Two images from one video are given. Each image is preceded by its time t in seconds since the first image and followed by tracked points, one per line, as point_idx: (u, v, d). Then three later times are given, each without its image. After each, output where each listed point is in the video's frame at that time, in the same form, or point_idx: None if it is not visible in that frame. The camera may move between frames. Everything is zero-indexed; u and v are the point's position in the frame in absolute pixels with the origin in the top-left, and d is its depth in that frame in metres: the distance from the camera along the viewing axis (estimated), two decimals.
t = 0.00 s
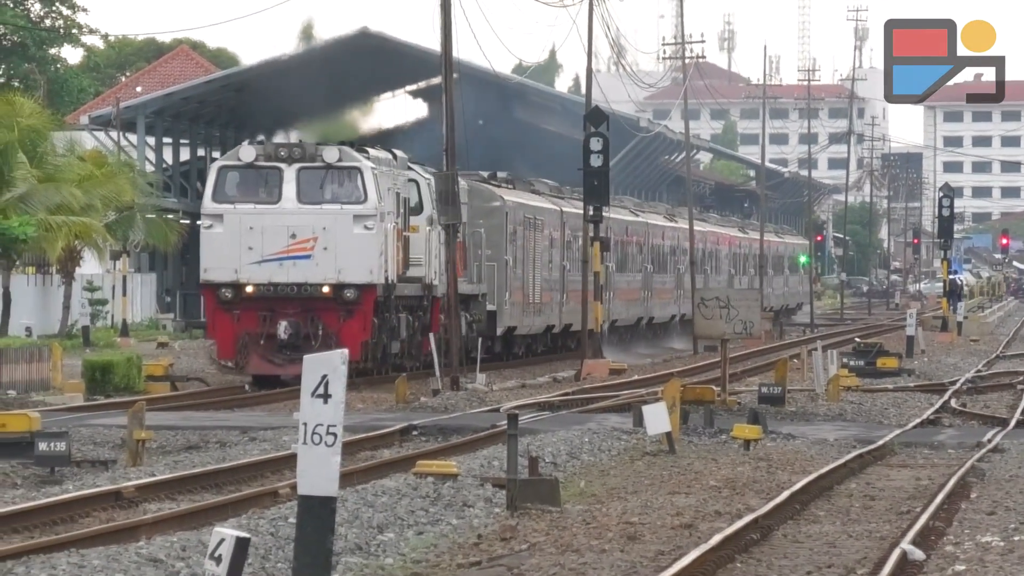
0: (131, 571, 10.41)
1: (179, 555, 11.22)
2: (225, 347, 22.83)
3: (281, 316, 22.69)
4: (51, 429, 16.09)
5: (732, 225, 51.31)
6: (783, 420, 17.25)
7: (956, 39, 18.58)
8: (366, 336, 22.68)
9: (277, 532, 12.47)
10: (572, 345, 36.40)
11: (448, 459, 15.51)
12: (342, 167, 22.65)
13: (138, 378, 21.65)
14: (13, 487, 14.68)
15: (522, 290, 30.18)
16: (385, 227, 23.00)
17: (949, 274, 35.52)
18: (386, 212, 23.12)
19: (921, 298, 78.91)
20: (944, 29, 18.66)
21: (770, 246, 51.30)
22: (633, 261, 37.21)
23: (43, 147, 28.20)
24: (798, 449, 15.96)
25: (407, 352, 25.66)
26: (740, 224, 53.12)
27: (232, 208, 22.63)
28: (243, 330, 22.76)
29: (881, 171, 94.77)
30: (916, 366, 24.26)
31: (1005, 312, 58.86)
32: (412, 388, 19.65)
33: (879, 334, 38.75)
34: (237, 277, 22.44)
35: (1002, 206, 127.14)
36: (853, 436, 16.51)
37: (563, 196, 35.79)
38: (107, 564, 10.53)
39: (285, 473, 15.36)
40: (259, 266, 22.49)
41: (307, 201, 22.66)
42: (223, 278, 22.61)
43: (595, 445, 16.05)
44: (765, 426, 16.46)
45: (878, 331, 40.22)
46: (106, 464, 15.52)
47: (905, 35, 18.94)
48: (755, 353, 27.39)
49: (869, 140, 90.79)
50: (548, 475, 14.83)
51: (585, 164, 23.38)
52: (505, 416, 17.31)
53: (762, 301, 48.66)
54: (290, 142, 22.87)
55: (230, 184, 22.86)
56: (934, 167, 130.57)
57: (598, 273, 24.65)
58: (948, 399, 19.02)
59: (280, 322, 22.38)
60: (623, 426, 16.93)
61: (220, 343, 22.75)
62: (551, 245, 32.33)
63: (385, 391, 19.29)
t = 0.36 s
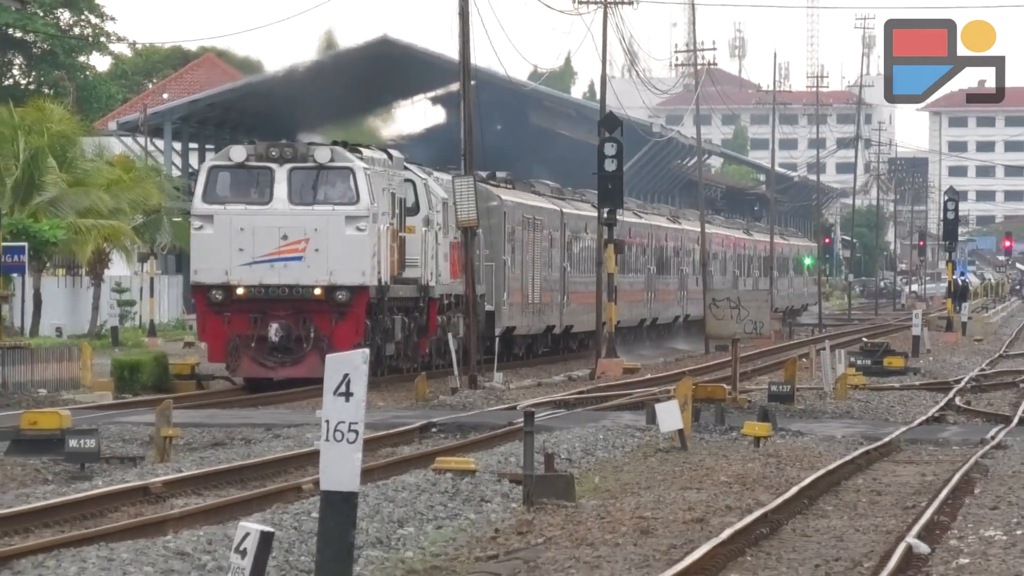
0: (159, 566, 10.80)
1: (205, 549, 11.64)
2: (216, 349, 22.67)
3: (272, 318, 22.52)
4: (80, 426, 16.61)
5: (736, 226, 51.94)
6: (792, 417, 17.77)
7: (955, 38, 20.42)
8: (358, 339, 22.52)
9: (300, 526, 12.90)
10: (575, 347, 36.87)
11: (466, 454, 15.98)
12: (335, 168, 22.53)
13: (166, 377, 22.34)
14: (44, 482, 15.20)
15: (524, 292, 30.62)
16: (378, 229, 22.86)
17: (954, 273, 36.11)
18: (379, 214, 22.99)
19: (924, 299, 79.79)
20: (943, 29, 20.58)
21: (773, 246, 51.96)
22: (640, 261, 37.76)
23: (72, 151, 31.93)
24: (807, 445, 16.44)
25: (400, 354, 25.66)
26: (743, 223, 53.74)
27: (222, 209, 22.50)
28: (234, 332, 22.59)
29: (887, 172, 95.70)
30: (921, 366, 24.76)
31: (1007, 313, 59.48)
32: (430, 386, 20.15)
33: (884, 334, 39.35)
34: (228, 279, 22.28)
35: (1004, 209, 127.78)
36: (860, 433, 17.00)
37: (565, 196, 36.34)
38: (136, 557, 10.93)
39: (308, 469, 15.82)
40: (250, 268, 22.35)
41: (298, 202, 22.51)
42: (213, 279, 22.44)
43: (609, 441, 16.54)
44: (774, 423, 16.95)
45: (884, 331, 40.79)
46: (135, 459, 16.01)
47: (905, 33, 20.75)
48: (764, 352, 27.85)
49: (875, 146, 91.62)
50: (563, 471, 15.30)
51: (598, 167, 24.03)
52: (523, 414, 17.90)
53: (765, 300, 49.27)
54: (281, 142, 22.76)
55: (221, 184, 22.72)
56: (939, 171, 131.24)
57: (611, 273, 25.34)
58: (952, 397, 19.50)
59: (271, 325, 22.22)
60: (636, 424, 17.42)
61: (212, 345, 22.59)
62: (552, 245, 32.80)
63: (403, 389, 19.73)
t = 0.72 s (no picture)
0: (192, 550, 11.29)
1: (234, 534, 12.26)
2: (212, 348, 23.08)
3: (267, 319, 22.93)
4: (114, 420, 17.37)
5: (731, 228, 53.17)
6: (790, 410, 18.75)
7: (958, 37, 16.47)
8: (352, 340, 22.98)
9: (324, 513, 13.63)
10: (571, 346, 37.89)
11: (483, 446, 16.92)
12: (329, 171, 22.90)
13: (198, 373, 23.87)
14: (82, 472, 16.18)
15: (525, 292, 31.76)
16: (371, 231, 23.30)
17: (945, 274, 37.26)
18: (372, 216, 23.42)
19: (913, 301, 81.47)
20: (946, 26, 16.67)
21: (767, 248, 53.22)
22: (639, 262, 38.87)
23: (108, 160, 37.71)
24: (804, 438, 17.37)
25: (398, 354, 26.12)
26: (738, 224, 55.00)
27: (217, 211, 22.85)
28: (229, 333, 23.00)
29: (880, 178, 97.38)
30: (912, 361, 25.78)
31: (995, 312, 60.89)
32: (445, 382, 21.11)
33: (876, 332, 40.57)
34: (224, 280, 22.67)
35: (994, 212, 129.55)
36: (854, 426, 17.97)
37: (563, 199, 37.38)
38: (170, 542, 11.46)
39: (331, 459, 16.75)
40: (245, 270, 22.74)
41: (293, 204, 22.88)
42: (209, 281, 22.80)
43: (617, 434, 17.48)
44: (773, 417, 17.90)
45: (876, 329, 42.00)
46: (168, 451, 16.94)
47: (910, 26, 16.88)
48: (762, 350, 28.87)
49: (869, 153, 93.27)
50: (574, 461, 16.23)
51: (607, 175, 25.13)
52: (534, 408, 18.92)
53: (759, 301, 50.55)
54: (275, 146, 23.09)
55: (216, 187, 23.08)
56: (931, 177, 132.97)
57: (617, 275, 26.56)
58: (942, 391, 20.46)
59: (267, 326, 22.65)
60: (642, 417, 18.38)
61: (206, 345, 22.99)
62: (546, 247, 33.75)
63: (420, 384, 20.65)
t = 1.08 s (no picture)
0: (220, 535, 11.76)
1: (258, 521, 12.81)
2: (204, 348, 23.76)
3: (258, 319, 23.59)
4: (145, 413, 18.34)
5: (724, 230, 54.42)
6: (786, 404, 19.76)
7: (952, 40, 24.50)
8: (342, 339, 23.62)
9: (343, 500, 14.42)
10: (564, 344, 38.98)
11: (495, 438, 17.89)
12: (320, 173, 23.45)
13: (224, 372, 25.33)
14: (115, 462, 17.10)
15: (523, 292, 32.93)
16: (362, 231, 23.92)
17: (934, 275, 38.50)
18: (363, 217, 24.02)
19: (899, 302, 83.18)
20: (942, 29, 24.69)
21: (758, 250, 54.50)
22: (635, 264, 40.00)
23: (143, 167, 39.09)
24: (799, 430, 18.36)
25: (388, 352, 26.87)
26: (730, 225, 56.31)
27: (209, 213, 23.47)
28: (221, 333, 23.68)
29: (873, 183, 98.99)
30: (900, 357, 26.91)
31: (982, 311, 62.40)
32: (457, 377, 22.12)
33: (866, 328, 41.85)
34: (215, 281, 23.32)
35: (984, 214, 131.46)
36: (845, 418, 18.97)
37: (557, 202, 38.43)
38: (198, 530, 11.84)
39: (350, 450, 17.71)
40: (237, 271, 23.39)
41: (284, 205, 23.48)
42: (202, 282, 23.48)
43: (620, 426, 18.46)
44: (770, 409, 18.90)
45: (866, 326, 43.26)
46: (196, 441, 17.95)
47: (908, 33, 24.79)
48: (759, 346, 29.96)
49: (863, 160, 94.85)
50: (580, 451, 17.21)
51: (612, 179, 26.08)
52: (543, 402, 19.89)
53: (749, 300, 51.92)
54: (267, 147, 23.59)
55: (209, 188, 23.70)
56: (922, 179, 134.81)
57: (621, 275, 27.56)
58: (929, 385, 21.50)
59: (257, 326, 23.30)
60: (645, 411, 19.36)
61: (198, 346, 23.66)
62: (537, 247, 34.54)
63: (433, 379, 21.63)
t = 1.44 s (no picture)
0: (247, 520, 12.49)
1: (285, 506, 13.70)
2: (196, 345, 24.25)
3: (249, 317, 24.08)
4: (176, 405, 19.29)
5: (722, 231, 55.54)
6: (785, 396, 20.75)
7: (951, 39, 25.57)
8: (332, 338, 24.20)
9: (364, 487, 15.24)
10: (561, 341, 39.93)
11: (507, 429, 18.82)
12: (311, 172, 24.01)
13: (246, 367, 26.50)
14: (149, 451, 18.03)
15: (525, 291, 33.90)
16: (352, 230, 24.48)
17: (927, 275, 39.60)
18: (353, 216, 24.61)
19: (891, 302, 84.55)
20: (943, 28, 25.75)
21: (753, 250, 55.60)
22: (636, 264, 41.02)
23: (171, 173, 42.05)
24: (798, 421, 19.34)
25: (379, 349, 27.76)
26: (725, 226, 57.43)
27: (200, 213, 24.06)
28: (213, 331, 24.12)
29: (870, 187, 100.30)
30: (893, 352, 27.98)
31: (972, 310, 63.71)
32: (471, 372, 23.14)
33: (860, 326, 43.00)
34: (207, 279, 23.91)
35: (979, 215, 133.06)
36: (840, 410, 19.96)
37: (552, 203, 39.36)
38: (227, 515, 12.58)
39: (370, 440, 18.70)
40: (228, 269, 23.95)
41: (275, 204, 24.05)
42: (194, 280, 24.03)
43: (627, 418, 19.43)
44: (769, 402, 19.88)
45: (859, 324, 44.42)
46: (226, 433, 18.91)
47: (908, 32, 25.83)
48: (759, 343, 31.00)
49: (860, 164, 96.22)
50: (590, 442, 18.16)
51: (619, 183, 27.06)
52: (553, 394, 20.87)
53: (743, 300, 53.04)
54: (257, 147, 24.12)
55: (201, 187, 24.31)
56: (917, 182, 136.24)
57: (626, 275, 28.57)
58: (920, 379, 22.51)
59: (249, 324, 23.82)
60: (651, 404, 20.32)
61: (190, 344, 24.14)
62: (535, 246, 35.47)
63: (449, 373, 22.59)
